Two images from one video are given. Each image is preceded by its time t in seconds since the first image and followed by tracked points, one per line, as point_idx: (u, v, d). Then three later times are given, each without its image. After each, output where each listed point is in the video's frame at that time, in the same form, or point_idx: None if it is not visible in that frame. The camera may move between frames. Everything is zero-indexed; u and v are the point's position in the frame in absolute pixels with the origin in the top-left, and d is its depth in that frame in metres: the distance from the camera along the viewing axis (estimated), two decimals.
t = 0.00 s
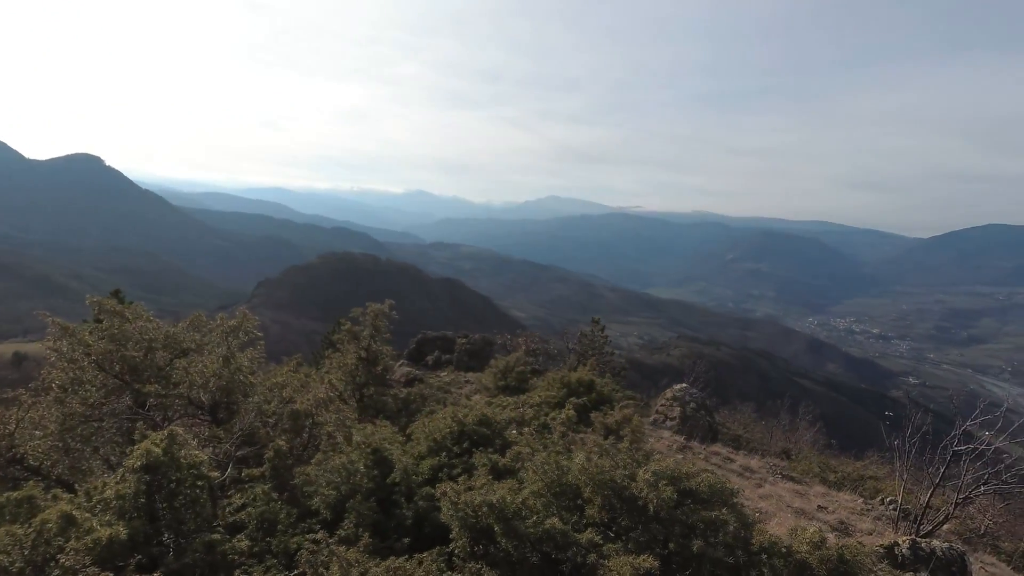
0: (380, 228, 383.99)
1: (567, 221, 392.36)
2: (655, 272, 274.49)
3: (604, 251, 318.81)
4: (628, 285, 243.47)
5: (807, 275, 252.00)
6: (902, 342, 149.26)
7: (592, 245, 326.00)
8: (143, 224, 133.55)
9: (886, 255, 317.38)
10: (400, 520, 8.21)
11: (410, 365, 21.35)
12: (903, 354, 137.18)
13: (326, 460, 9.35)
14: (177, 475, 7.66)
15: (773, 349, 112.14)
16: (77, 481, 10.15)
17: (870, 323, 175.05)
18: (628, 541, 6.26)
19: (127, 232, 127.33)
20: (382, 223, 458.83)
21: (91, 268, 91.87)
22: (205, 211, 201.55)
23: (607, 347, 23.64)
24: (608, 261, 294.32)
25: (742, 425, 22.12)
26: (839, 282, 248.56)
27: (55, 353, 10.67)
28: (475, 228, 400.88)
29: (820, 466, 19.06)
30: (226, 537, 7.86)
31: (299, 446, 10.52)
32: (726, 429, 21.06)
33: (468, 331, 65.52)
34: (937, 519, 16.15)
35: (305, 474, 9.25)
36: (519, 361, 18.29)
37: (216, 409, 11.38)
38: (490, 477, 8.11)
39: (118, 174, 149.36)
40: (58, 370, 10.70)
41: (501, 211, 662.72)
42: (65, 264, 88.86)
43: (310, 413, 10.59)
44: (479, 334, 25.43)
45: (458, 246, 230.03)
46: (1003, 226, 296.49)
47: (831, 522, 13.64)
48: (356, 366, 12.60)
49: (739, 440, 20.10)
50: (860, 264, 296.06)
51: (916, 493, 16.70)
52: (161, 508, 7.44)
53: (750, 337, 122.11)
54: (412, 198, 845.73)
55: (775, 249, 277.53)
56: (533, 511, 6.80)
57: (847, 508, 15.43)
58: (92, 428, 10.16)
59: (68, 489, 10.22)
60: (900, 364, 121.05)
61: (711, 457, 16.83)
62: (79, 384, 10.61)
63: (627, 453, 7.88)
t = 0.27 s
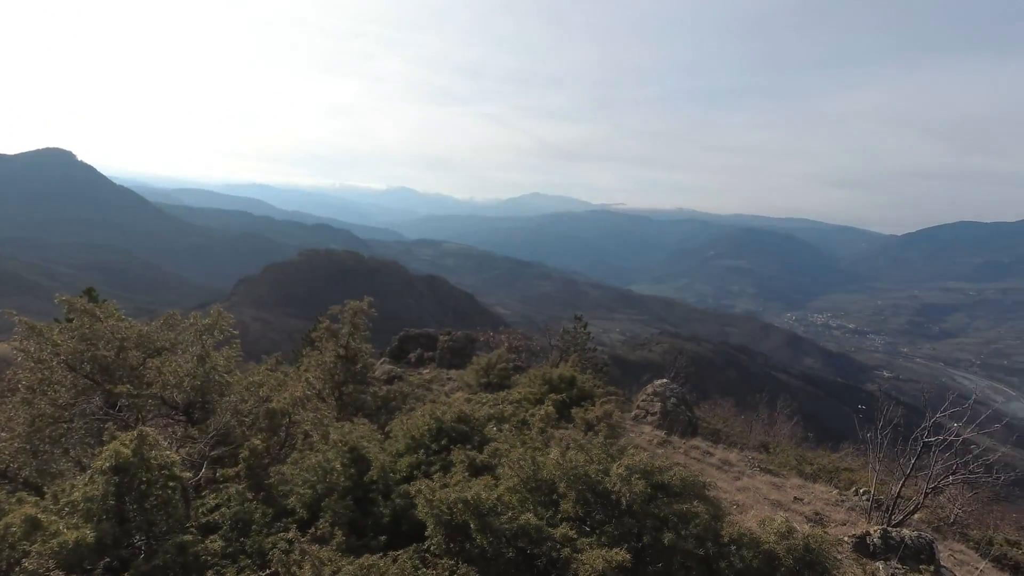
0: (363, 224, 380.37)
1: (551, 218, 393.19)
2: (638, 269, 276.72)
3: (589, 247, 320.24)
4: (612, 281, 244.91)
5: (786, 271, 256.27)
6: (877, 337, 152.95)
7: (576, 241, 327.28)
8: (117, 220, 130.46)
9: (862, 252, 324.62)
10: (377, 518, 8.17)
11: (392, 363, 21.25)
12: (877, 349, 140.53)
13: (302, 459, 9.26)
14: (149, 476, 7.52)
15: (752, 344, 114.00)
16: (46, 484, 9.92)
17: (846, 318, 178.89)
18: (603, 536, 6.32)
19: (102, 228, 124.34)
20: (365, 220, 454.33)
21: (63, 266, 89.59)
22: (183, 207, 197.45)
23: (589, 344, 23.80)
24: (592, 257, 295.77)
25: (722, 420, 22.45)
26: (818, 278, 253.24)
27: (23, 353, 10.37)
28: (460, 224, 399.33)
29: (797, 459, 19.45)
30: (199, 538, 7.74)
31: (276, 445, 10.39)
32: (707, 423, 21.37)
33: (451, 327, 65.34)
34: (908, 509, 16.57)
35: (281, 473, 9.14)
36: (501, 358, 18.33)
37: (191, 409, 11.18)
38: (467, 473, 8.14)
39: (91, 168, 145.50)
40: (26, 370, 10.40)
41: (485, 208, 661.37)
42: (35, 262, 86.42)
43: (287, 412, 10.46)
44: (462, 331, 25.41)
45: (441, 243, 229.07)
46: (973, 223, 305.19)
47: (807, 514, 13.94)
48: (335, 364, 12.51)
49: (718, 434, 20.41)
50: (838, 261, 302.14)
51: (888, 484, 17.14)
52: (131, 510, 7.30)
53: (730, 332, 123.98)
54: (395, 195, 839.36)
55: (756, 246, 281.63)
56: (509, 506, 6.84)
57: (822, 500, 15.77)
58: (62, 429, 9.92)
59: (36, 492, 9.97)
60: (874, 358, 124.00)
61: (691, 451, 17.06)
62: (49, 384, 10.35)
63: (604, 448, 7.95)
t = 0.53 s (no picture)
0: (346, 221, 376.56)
1: (535, 215, 393.59)
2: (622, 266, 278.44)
3: (573, 244, 321.34)
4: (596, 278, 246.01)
5: (767, 269, 260.23)
6: (854, 332, 156.26)
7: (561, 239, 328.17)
8: (91, 217, 127.27)
9: (840, 249, 331.28)
10: (355, 516, 8.10)
11: (374, 362, 21.13)
12: (854, 344, 143.56)
13: (278, 458, 9.14)
14: (118, 476, 7.31)
15: (733, 340, 115.61)
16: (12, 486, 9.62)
17: (825, 314, 182.41)
18: (579, 531, 6.36)
19: (75, 225, 121.29)
20: (347, 217, 449.55)
21: (34, 263, 87.21)
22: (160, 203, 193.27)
23: (572, 342, 23.96)
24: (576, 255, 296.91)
25: (703, 415, 22.77)
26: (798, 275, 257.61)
27: None
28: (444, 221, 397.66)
29: (775, 453, 19.78)
30: (171, 538, 7.61)
31: (252, 444, 10.25)
32: (687, 419, 21.64)
33: (434, 325, 65.05)
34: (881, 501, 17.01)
35: (256, 472, 9.02)
36: (484, 355, 18.34)
37: (165, 409, 10.97)
38: (444, 470, 8.10)
39: (63, 163, 141.63)
40: None
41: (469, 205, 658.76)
42: (4, 258, 83.93)
43: (263, 411, 10.33)
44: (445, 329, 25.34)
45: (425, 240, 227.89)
46: (945, 221, 313.46)
47: (783, 507, 14.20)
48: (313, 362, 12.37)
49: (699, 429, 20.65)
50: (816, 258, 307.78)
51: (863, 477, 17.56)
52: (100, 513, 7.09)
53: (711, 328, 125.62)
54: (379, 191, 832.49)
55: (738, 243, 285.43)
56: (485, 503, 6.84)
57: (800, 493, 16.08)
58: (30, 430, 9.64)
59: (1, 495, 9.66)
60: (850, 353, 126.73)
61: (672, 446, 17.24)
62: (16, 385, 10.04)
63: (581, 445, 8.04)
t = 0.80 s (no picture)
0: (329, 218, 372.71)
1: (520, 212, 393.74)
2: (606, 263, 279.97)
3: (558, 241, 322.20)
4: (581, 276, 247.15)
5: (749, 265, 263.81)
6: (832, 328, 159.43)
7: (546, 236, 328.80)
8: (65, 213, 124.08)
9: (819, 246, 337.33)
10: (332, 514, 8.02)
11: (357, 359, 20.99)
12: (831, 340, 146.48)
13: (253, 457, 9.04)
14: (87, 477, 7.12)
15: (714, 336, 117.06)
16: None
17: (804, 310, 185.74)
18: (554, 526, 6.40)
19: (48, 221, 118.20)
20: (330, 214, 444.77)
21: (4, 260, 84.80)
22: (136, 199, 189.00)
23: (556, 338, 24.06)
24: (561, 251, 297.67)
25: (685, 410, 23.02)
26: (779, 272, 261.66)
27: None
28: (429, 218, 395.69)
29: (755, 447, 20.09)
30: (142, 540, 7.46)
31: (228, 442, 10.10)
32: (669, 414, 21.88)
33: (418, 322, 64.81)
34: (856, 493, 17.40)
35: (231, 471, 8.90)
36: (467, 353, 18.31)
37: (139, 408, 10.75)
38: (423, 468, 8.08)
39: (35, 157, 137.60)
40: None
41: (454, 201, 656.38)
42: None
43: (240, 409, 10.20)
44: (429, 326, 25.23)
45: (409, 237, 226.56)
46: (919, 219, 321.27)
47: (762, 500, 14.42)
48: (291, 360, 12.21)
49: (680, 424, 20.90)
50: (797, 255, 313.01)
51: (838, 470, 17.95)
52: (68, 514, 6.90)
53: (693, 325, 127.14)
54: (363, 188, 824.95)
55: (720, 241, 288.90)
56: (461, 500, 6.84)
57: (777, 486, 16.36)
58: None
59: None
60: (828, 348, 129.31)
61: (653, 441, 17.43)
62: None
63: (558, 440, 8.07)
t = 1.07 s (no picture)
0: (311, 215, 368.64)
1: (505, 209, 393.63)
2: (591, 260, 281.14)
3: (543, 238, 322.74)
4: (566, 273, 247.85)
5: (732, 262, 267.12)
6: (811, 324, 162.24)
7: (531, 233, 328.79)
8: (38, 210, 120.95)
9: (799, 242, 342.73)
10: (309, 512, 7.94)
11: (339, 357, 20.80)
12: (811, 335, 149.01)
13: (230, 456, 8.91)
14: (55, 477, 6.90)
15: (697, 332, 118.37)
16: None
17: (785, 306, 188.73)
18: (532, 519, 6.44)
19: (20, 218, 115.09)
20: (313, 211, 439.71)
21: None
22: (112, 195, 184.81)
23: (540, 335, 24.13)
24: (547, 249, 298.16)
25: (667, 406, 23.22)
26: (761, 269, 265.41)
27: None
28: (413, 215, 393.53)
29: (737, 441, 20.35)
30: (113, 542, 7.29)
31: (204, 442, 9.97)
32: (652, 409, 22.07)
33: (402, 320, 64.48)
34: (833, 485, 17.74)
35: (207, 470, 8.77)
36: (450, 350, 18.31)
37: (112, 409, 10.53)
38: (403, 465, 8.06)
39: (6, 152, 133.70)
40: None
41: (440, 199, 653.86)
42: None
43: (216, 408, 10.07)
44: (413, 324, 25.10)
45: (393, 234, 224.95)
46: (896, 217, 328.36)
47: (741, 494, 14.68)
48: (271, 357, 12.05)
49: (662, 419, 21.12)
50: (778, 252, 317.67)
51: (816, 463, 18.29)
52: (34, 517, 6.69)
53: (676, 321, 128.44)
54: (347, 185, 816.96)
55: (704, 238, 291.98)
56: (439, 495, 6.83)
57: (759, 479, 16.59)
58: None
59: None
60: (808, 344, 131.57)
61: (636, 437, 17.60)
62: None
63: (537, 435, 8.13)
